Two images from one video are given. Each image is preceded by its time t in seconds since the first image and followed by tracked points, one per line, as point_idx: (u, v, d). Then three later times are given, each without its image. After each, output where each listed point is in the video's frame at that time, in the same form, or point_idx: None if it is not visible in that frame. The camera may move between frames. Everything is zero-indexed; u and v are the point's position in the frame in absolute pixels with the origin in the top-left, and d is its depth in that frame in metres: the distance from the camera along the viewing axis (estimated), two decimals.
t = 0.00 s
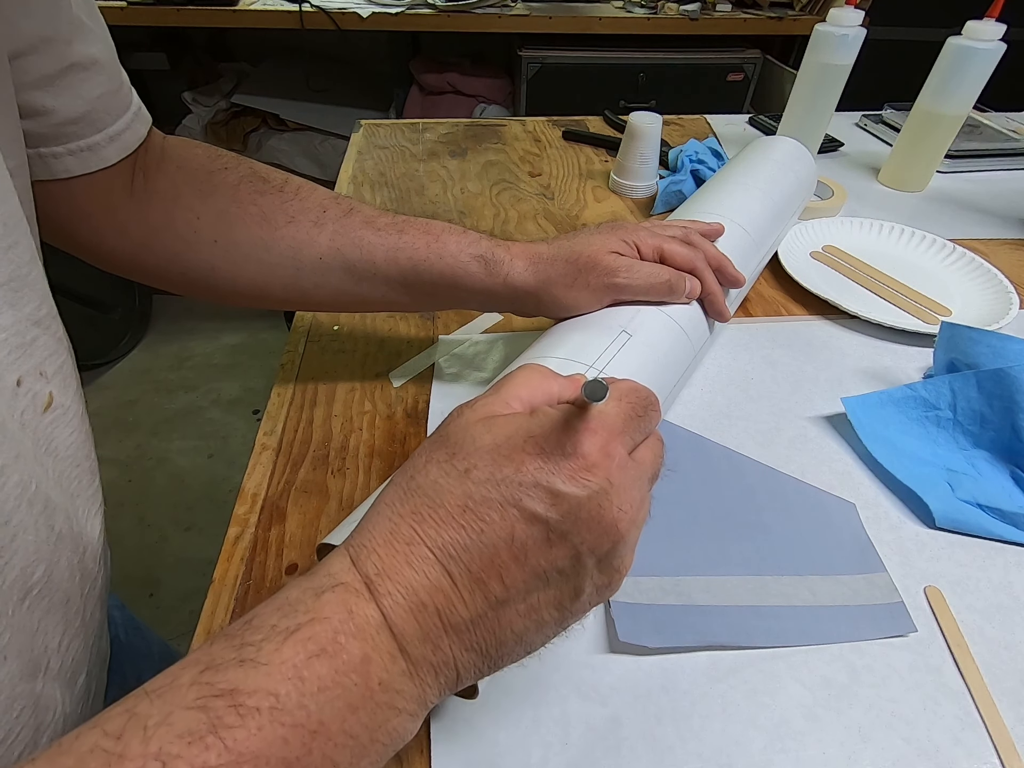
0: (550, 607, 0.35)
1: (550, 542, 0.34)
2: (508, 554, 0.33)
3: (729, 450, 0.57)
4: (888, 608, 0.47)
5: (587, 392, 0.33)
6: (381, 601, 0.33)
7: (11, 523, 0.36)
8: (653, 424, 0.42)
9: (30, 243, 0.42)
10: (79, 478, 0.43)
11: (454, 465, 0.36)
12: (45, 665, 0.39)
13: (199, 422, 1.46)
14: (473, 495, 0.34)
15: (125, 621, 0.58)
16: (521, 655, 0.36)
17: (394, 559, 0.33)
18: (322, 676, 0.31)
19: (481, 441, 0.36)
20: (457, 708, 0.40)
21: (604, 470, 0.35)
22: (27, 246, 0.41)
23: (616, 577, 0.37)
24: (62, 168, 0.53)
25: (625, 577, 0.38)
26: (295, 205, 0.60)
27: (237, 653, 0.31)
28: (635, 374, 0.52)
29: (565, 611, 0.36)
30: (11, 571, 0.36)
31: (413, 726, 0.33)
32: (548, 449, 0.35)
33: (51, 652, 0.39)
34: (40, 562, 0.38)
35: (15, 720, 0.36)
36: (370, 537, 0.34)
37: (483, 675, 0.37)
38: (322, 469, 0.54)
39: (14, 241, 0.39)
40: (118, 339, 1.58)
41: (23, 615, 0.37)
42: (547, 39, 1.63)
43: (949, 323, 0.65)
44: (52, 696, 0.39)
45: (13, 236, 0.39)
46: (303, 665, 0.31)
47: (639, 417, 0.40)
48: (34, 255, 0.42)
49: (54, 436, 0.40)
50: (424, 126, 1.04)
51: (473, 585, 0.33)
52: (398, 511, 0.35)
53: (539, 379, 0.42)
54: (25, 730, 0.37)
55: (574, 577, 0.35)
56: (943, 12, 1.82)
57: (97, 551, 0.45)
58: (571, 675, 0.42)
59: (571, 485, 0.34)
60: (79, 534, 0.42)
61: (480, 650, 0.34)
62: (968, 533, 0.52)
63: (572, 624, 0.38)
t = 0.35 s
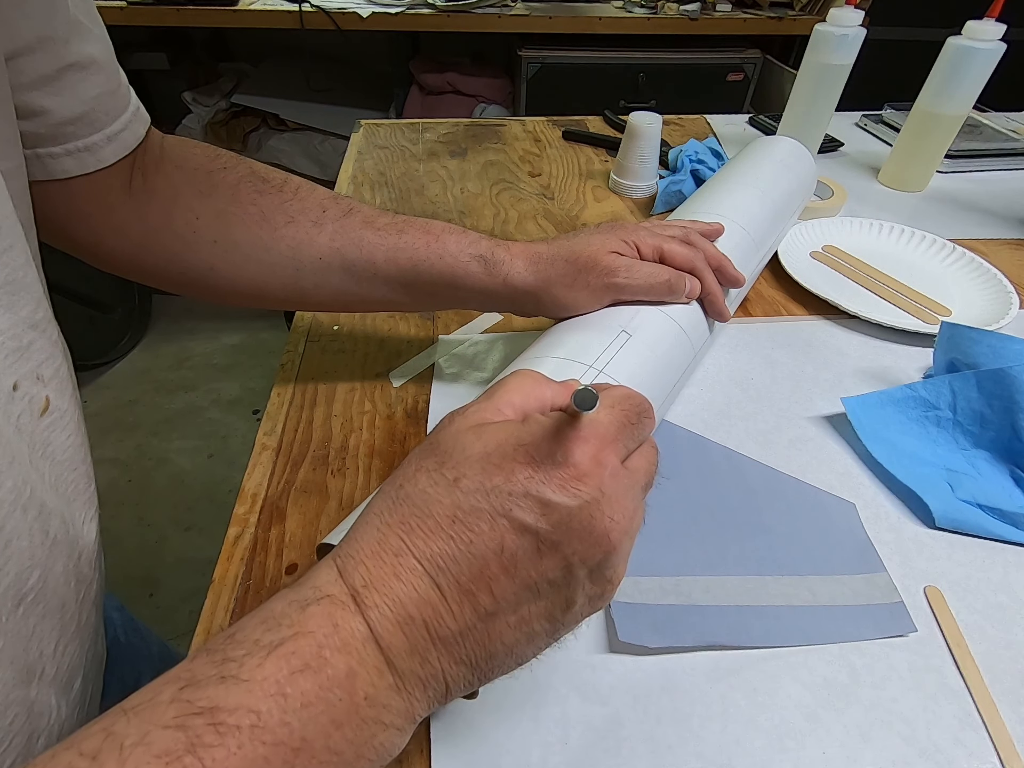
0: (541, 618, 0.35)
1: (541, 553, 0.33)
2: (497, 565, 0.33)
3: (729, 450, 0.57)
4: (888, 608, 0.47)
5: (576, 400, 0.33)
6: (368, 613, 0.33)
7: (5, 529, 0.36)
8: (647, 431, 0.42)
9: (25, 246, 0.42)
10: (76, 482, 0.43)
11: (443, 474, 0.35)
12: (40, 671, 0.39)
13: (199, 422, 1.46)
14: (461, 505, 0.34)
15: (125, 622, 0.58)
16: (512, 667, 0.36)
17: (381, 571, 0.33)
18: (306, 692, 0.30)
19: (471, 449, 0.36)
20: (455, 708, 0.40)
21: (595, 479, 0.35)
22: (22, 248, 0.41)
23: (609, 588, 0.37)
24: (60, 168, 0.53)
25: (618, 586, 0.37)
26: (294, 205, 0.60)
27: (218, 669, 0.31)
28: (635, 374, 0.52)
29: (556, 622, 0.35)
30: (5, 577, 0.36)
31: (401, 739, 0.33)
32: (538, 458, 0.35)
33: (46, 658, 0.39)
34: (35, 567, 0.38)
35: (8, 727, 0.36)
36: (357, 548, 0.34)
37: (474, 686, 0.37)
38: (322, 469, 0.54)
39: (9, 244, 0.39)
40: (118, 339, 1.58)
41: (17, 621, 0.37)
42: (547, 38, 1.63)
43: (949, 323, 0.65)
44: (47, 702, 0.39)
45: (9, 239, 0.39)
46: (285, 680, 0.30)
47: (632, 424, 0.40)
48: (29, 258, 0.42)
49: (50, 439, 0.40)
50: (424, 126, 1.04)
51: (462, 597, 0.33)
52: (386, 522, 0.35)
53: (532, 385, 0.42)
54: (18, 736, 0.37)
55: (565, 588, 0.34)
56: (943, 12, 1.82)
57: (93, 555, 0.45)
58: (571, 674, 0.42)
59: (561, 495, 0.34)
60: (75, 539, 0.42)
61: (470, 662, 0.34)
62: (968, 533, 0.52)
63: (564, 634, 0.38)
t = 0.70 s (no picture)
0: (531, 632, 0.34)
1: (529, 565, 0.33)
2: (484, 578, 0.33)
3: (729, 450, 0.57)
4: (888, 608, 0.47)
5: (564, 410, 0.33)
6: (352, 627, 0.32)
7: None
8: (640, 439, 0.41)
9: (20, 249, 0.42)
10: (72, 487, 0.43)
11: (431, 484, 0.35)
12: (34, 678, 0.39)
13: (199, 422, 1.46)
14: (448, 517, 0.34)
15: (124, 623, 0.58)
16: (501, 681, 0.36)
17: (367, 583, 0.33)
18: (287, 709, 0.30)
19: (459, 459, 0.36)
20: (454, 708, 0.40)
21: (586, 489, 0.35)
22: (16, 252, 0.40)
23: (600, 600, 0.36)
24: (57, 169, 0.53)
25: (609, 599, 0.37)
26: (294, 205, 0.60)
27: (195, 688, 0.31)
28: (634, 374, 0.52)
29: (546, 636, 0.35)
30: None
31: (387, 756, 0.33)
32: (528, 468, 0.34)
33: (40, 665, 0.39)
34: (28, 574, 0.38)
35: (2, 735, 0.36)
36: (343, 560, 0.34)
37: (462, 700, 0.36)
38: (322, 470, 0.54)
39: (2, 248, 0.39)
40: (117, 339, 1.58)
41: (11, 628, 0.37)
42: (547, 38, 1.63)
43: (949, 323, 0.65)
44: (41, 709, 0.39)
45: (2, 242, 0.39)
46: (265, 698, 0.30)
47: (625, 433, 0.39)
48: (23, 261, 0.41)
49: (46, 444, 0.40)
50: (424, 126, 1.04)
51: (449, 610, 0.33)
52: (372, 533, 0.35)
53: (524, 392, 0.41)
54: (11, 744, 0.37)
55: (555, 602, 0.34)
56: (943, 12, 1.82)
57: (89, 560, 0.45)
58: (571, 675, 0.42)
59: (550, 506, 0.34)
60: (70, 544, 0.42)
61: (457, 676, 0.34)
62: (968, 533, 0.52)
63: (555, 648, 0.38)
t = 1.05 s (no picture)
0: (520, 645, 0.34)
1: (519, 578, 0.33)
2: (473, 591, 0.33)
3: (729, 450, 0.57)
4: (888, 608, 0.47)
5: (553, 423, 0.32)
6: (337, 643, 0.32)
7: None
8: (635, 449, 0.41)
9: (12, 251, 0.42)
10: (65, 491, 0.43)
11: (420, 495, 0.35)
12: (27, 684, 0.38)
13: (199, 422, 1.46)
14: (437, 530, 0.33)
15: (123, 624, 0.58)
16: (490, 694, 0.36)
17: (353, 598, 0.33)
18: (270, 727, 0.30)
19: (449, 469, 0.35)
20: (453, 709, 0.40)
21: (578, 501, 0.34)
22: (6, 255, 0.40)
23: (592, 612, 0.36)
24: (55, 169, 0.53)
25: (601, 611, 0.37)
26: (293, 205, 0.60)
27: (173, 707, 0.30)
28: (634, 374, 0.52)
29: (536, 648, 0.35)
30: None
31: None
32: (517, 480, 0.34)
33: (33, 671, 0.39)
34: (19, 580, 0.38)
35: None
36: (330, 573, 0.34)
37: (451, 713, 0.36)
38: (322, 469, 0.54)
39: None
40: (117, 339, 1.58)
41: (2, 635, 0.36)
42: (547, 38, 1.63)
43: (949, 322, 0.65)
44: (34, 716, 0.39)
45: None
46: (248, 714, 0.30)
47: (618, 442, 0.39)
48: (14, 264, 0.41)
49: (38, 448, 0.40)
50: (424, 126, 1.04)
51: (437, 624, 0.33)
52: (360, 545, 0.34)
53: (517, 399, 0.41)
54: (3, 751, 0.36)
55: (545, 615, 0.34)
56: (943, 12, 1.82)
57: (83, 566, 0.45)
58: (572, 675, 0.42)
59: (540, 519, 0.33)
60: (63, 549, 0.42)
61: (446, 690, 0.34)
62: (968, 533, 0.52)
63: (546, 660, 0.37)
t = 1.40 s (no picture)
0: (511, 658, 0.34)
1: (509, 591, 0.33)
2: (462, 605, 0.32)
3: (729, 451, 0.57)
4: (888, 608, 0.47)
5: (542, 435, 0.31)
6: (323, 658, 0.31)
7: None
8: (628, 457, 0.40)
9: (6, 253, 0.42)
10: (60, 494, 0.43)
11: (408, 506, 0.34)
12: (22, 689, 0.38)
13: (199, 422, 1.46)
14: (426, 542, 0.33)
15: (121, 624, 0.58)
16: (480, 708, 0.35)
17: (339, 611, 0.32)
18: (251, 745, 0.29)
19: (438, 479, 0.35)
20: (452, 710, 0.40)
21: (568, 513, 0.34)
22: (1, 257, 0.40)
23: (583, 625, 0.36)
24: (53, 170, 0.53)
25: (593, 623, 0.36)
26: (294, 205, 0.60)
27: (151, 726, 0.30)
28: (634, 374, 0.52)
29: (527, 661, 0.34)
30: None
31: None
32: (508, 491, 0.33)
33: (28, 675, 0.39)
34: (13, 585, 0.37)
35: None
36: (316, 585, 0.33)
37: (441, 727, 0.36)
38: (322, 469, 0.54)
39: None
40: (117, 339, 1.58)
41: None
42: (547, 38, 1.63)
43: (949, 322, 0.65)
44: (30, 721, 0.39)
45: None
46: (229, 733, 0.29)
47: (612, 451, 0.38)
48: (10, 266, 0.41)
49: (33, 451, 0.40)
50: (424, 126, 1.04)
51: (425, 638, 0.32)
52: (347, 557, 0.34)
53: (509, 406, 0.40)
54: None
55: (536, 627, 0.34)
56: (943, 11, 1.82)
57: (79, 569, 0.45)
58: (572, 675, 0.42)
59: (531, 532, 0.33)
60: (58, 553, 0.42)
61: (434, 705, 0.33)
62: (968, 533, 0.52)
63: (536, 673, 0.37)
